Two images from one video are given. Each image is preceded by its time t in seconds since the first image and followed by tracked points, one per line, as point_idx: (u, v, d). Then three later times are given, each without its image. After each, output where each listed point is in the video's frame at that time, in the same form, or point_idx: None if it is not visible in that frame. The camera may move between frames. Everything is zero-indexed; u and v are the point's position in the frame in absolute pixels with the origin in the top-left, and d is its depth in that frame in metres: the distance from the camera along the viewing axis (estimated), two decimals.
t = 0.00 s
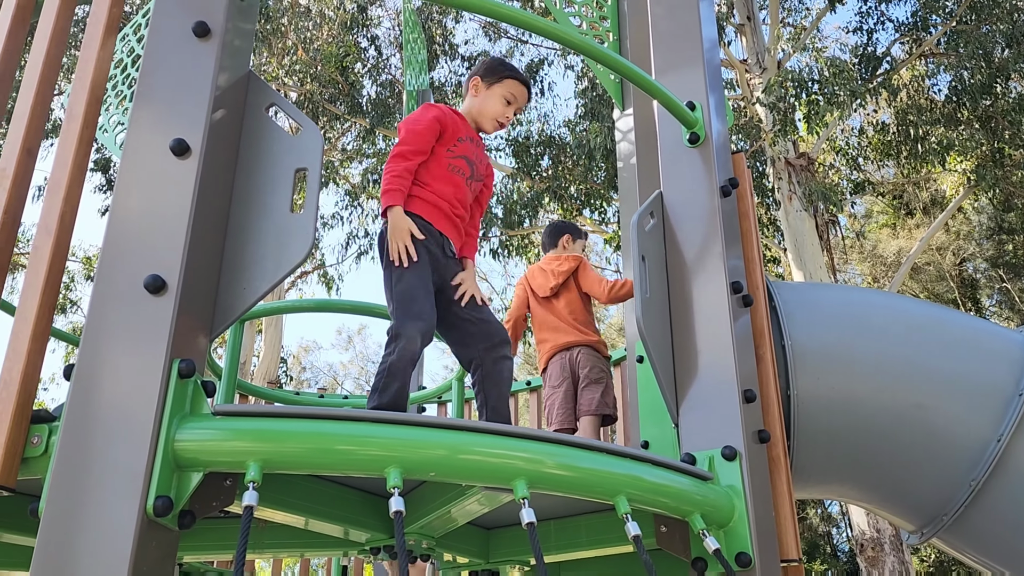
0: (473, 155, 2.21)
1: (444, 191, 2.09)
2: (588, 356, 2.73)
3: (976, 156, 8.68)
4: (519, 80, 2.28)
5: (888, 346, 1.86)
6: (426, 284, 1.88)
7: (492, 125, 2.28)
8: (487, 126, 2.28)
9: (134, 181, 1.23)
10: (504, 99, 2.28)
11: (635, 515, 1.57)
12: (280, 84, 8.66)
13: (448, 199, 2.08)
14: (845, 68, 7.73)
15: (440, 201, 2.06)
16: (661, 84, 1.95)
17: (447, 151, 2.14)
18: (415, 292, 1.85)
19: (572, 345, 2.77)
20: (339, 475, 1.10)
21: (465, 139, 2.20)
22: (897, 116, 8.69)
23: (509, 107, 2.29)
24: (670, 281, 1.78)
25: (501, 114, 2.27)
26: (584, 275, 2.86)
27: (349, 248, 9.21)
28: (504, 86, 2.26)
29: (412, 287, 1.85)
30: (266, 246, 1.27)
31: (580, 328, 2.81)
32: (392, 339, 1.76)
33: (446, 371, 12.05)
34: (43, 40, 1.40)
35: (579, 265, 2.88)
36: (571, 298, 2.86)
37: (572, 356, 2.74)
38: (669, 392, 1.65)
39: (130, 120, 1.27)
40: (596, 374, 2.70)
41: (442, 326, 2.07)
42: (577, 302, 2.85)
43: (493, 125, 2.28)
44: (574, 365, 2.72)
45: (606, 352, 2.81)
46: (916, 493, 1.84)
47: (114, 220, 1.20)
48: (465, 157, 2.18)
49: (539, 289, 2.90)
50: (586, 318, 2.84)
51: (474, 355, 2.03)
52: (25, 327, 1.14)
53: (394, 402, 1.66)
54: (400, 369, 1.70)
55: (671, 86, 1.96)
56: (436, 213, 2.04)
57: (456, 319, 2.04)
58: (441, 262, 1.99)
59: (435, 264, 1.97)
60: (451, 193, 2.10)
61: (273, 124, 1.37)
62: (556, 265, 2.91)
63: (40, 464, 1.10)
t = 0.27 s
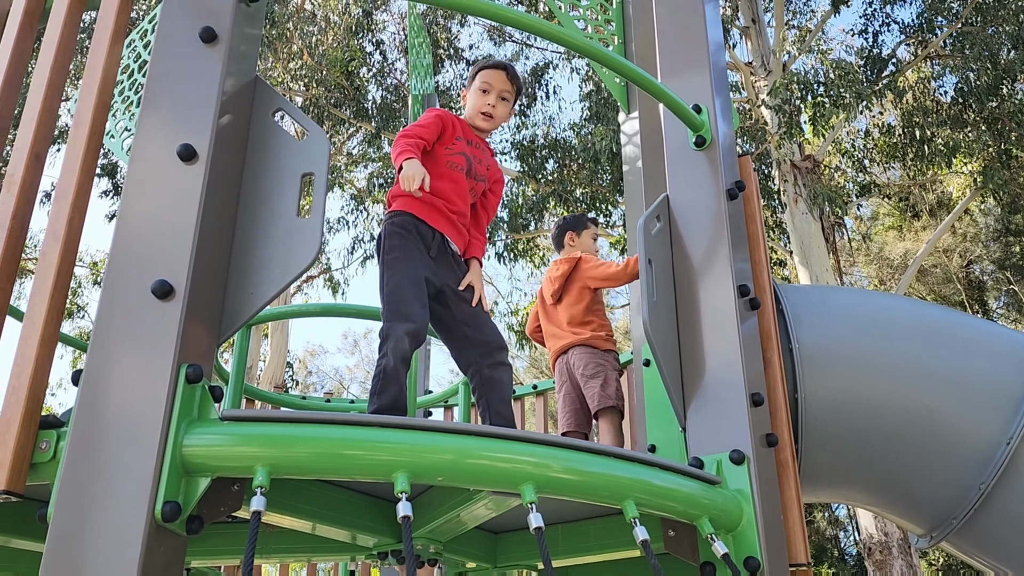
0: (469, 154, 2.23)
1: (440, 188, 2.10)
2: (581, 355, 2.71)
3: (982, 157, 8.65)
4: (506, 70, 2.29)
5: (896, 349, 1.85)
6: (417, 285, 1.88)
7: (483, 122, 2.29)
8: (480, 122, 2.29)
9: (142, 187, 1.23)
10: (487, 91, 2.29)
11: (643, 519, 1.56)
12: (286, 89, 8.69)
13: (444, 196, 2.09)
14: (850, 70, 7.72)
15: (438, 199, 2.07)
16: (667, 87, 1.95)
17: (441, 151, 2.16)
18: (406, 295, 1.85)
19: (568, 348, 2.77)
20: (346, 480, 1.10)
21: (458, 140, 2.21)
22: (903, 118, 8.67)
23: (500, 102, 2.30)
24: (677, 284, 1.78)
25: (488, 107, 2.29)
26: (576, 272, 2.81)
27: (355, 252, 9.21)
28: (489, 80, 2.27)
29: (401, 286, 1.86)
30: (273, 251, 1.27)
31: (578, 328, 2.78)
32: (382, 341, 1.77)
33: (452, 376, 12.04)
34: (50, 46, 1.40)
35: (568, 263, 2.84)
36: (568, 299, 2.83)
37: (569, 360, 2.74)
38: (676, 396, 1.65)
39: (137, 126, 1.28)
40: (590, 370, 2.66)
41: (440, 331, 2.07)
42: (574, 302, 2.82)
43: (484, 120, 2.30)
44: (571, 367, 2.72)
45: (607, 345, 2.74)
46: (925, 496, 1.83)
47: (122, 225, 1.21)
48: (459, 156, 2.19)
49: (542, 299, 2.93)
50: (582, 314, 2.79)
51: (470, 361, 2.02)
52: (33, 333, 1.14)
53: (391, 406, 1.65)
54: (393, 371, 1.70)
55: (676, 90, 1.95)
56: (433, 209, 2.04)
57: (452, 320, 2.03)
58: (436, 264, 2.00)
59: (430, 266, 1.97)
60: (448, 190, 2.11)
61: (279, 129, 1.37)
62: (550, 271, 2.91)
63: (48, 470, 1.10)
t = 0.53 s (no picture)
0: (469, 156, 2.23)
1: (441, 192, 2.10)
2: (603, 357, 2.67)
3: (988, 160, 8.63)
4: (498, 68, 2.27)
5: (903, 353, 1.85)
6: (422, 293, 1.89)
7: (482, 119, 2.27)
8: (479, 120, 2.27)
9: (149, 195, 1.24)
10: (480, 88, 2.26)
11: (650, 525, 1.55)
12: (291, 95, 8.73)
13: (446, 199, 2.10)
14: (855, 73, 7.72)
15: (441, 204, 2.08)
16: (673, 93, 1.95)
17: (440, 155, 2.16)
18: (411, 303, 1.85)
19: (591, 351, 2.74)
20: (353, 488, 1.10)
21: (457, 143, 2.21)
22: (908, 121, 8.66)
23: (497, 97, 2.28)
24: (683, 290, 1.78)
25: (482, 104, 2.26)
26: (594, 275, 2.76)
27: (360, 258, 9.21)
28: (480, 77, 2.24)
29: (407, 294, 1.87)
30: (281, 258, 1.27)
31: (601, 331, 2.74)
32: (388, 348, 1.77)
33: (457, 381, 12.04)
34: (58, 54, 1.41)
35: (588, 267, 2.78)
36: (590, 301, 2.80)
37: (591, 363, 2.70)
38: (683, 402, 1.64)
39: (145, 135, 1.28)
40: (612, 373, 2.62)
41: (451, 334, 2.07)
42: (596, 304, 2.77)
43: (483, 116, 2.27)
44: (594, 370, 2.69)
45: (629, 346, 2.70)
46: (933, 502, 1.82)
47: (129, 233, 1.21)
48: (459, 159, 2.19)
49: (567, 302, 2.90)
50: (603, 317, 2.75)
51: (482, 364, 2.01)
52: (41, 342, 1.15)
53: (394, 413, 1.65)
54: (398, 378, 1.70)
55: (681, 95, 1.95)
56: (437, 214, 2.05)
57: (464, 324, 2.02)
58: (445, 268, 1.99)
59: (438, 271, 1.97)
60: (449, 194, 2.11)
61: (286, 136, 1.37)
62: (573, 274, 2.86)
63: (56, 478, 1.10)
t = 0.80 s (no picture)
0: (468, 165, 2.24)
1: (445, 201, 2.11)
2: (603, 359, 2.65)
3: (992, 164, 8.61)
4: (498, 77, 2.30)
5: (908, 358, 1.84)
6: (430, 301, 1.89)
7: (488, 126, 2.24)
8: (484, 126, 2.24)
9: (154, 203, 1.24)
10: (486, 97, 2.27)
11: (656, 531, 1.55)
12: (295, 100, 8.75)
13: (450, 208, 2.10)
14: (858, 77, 7.71)
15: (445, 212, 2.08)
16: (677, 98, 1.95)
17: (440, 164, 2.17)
18: (419, 311, 1.85)
19: (594, 352, 2.71)
20: (358, 494, 1.10)
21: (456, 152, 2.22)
22: (912, 124, 8.64)
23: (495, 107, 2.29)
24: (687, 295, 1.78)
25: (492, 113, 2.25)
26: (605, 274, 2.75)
27: (364, 263, 9.21)
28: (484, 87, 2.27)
29: (416, 302, 1.87)
30: (286, 265, 1.27)
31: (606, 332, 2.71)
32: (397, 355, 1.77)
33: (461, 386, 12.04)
34: (64, 62, 1.41)
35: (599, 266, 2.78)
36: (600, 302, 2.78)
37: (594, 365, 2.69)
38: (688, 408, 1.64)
39: (150, 142, 1.29)
40: (609, 376, 2.60)
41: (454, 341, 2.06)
42: (606, 305, 2.75)
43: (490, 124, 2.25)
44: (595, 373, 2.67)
45: (629, 348, 2.65)
46: (940, 507, 1.82)
47: (135, 241, 1.22)
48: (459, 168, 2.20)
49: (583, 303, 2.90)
50: (609, 318, 2.72)
51: (486, 369, 2.01)
52: (47, 350, 1.15)
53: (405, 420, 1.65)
54: (407, 386, 1.70)
55: (685, 100, 1.95)
56: (441, 223, 2.05)
57: (468, 331, 2.02)
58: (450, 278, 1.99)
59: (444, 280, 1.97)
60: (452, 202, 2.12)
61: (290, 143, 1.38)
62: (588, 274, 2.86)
63: (62, 486, 1.11)
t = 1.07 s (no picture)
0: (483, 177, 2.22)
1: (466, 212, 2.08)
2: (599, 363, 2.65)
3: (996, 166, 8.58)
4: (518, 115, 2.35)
5: (911, 362, 1.84)
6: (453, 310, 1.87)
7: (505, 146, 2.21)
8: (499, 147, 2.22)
9: (157, 210, 1.24)
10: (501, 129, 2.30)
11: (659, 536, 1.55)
12: (298, 105, 8.78)
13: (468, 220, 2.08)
14: (861, 80, 7.70)
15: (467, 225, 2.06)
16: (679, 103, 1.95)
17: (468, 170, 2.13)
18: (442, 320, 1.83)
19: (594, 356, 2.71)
20: (360, 501, 1.10)
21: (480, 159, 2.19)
22: (915, 127, 8.63)
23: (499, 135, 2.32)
24: (689, 299, 1.77)
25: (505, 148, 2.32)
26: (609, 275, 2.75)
27: (368, 267, 9.22)
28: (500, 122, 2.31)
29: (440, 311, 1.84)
30: (288, 272, 1.28)
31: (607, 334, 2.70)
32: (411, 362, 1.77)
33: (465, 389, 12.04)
34: (66, 70, 1.42)
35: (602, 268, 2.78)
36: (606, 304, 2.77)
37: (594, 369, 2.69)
38: (691, 412, 1.64)
39: (152, 149, 1.29)
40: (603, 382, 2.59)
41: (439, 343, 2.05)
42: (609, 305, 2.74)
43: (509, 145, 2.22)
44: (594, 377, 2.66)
45: (622, 352, 2.62)
46: (944, 512, 1.81)
47: (137, 248, 1.22)
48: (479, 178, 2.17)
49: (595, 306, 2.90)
50: (610, 319, 2.71)
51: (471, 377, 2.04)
52: (50, 358, 1.15)
53: (413, 428, 1.67)
54: (419, 395, 1.71)
55: (687, 105, 1.95)
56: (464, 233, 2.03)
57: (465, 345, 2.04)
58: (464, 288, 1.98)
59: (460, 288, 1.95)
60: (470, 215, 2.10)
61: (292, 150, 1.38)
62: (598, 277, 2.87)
63: (65, 493, 1.11)
